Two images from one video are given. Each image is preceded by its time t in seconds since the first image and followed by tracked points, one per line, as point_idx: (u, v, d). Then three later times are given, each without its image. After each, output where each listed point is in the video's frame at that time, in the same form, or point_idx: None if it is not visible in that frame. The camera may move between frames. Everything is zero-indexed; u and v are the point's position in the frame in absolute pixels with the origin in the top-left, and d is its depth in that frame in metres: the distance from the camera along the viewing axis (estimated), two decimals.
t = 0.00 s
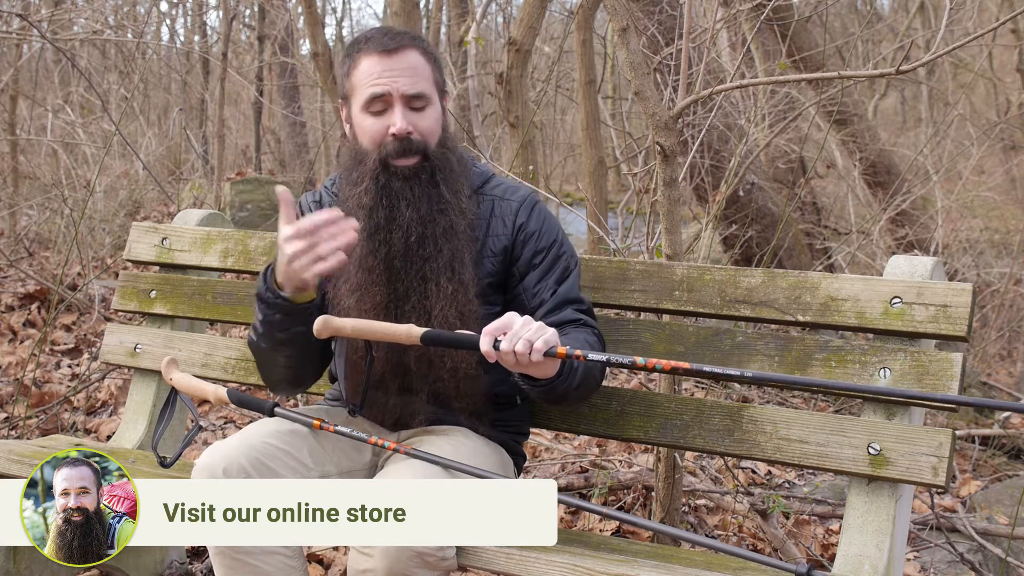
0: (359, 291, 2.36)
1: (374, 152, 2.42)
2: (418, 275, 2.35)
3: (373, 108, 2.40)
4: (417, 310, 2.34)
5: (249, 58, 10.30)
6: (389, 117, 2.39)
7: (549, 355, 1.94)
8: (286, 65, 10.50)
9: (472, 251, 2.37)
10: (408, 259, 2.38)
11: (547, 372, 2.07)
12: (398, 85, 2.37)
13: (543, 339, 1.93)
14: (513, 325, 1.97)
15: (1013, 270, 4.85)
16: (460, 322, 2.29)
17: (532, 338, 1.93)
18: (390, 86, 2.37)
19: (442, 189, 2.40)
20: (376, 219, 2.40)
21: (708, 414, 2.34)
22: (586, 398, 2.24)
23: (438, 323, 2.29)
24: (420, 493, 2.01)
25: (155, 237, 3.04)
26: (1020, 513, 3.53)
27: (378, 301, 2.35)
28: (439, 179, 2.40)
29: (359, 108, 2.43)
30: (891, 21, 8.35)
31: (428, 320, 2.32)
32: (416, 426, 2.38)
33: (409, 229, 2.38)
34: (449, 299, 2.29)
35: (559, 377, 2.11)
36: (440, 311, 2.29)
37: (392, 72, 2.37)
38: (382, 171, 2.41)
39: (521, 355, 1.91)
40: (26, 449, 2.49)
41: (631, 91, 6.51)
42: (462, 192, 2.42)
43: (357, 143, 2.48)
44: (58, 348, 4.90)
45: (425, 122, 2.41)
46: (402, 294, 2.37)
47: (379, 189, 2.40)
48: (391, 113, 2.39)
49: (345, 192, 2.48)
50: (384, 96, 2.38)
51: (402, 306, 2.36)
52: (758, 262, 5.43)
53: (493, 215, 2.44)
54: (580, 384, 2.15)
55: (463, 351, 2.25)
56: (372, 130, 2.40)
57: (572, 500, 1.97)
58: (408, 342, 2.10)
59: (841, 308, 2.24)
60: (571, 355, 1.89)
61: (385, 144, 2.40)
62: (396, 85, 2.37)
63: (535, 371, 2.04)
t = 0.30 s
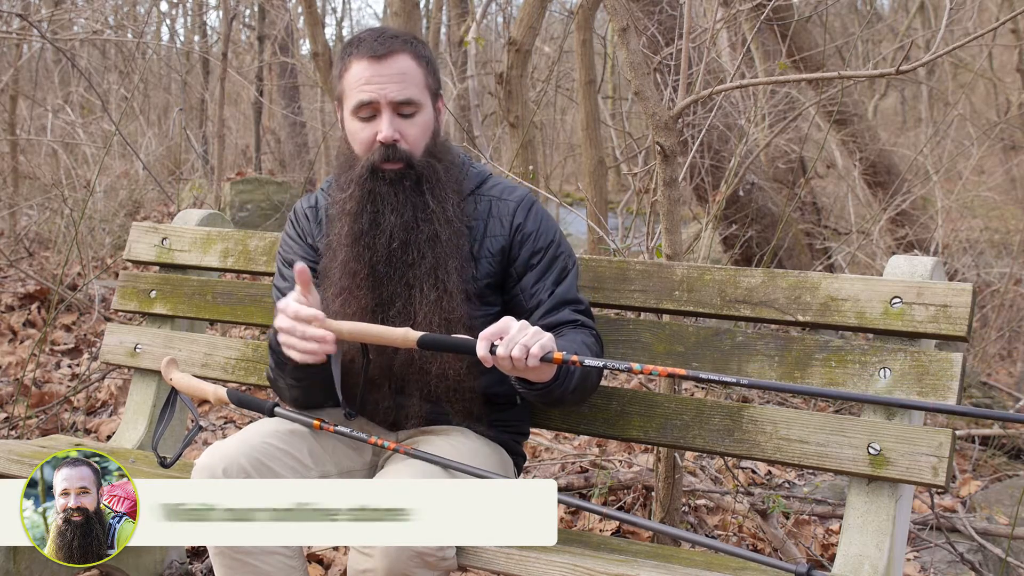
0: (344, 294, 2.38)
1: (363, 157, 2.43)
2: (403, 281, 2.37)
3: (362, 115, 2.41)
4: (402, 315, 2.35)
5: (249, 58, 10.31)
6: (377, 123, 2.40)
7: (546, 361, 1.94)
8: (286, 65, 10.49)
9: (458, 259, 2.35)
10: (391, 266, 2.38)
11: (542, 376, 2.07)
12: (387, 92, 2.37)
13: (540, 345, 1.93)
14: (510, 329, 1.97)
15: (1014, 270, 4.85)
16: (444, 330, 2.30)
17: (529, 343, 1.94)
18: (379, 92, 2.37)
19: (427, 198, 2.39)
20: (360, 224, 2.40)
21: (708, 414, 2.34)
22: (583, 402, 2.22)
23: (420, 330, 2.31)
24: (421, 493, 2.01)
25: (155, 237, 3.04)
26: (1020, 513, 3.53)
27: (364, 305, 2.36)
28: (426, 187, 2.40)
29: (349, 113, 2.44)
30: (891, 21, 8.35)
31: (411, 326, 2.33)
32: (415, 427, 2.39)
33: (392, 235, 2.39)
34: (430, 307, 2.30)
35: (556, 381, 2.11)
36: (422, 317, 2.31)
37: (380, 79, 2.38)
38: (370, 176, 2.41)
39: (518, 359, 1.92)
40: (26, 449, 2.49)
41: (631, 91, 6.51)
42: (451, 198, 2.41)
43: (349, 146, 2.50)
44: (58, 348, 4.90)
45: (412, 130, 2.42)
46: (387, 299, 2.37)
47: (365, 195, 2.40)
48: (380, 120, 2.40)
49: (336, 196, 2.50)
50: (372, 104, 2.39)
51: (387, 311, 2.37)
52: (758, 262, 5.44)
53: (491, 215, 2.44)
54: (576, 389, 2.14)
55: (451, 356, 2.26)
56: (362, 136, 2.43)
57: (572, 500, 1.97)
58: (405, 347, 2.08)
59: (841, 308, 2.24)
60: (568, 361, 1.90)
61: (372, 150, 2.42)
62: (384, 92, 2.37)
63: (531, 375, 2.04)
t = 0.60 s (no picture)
0: (356, 294, 2.35)
1: (373, 153, 2.42)
2: (416, 278, 2.35)
3: (370, 111, 2.42)
4: (413, 311, 2.33)
5: (249, 58, 10.31)
6: (387, 117, 2.41)
7: (544, 363, 1.94)
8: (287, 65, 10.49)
9: (469, 253, 2.36)
10: (405, 261, 2.37)
11: (541, 379, 2.07)
12: (395, 85, 2.39)
13: (538, 347, 1.93)
14: (508, 332, 1.97)
15: (1014, 270, 4.85)
16: (456, 326, 2.29)
17: (526, 346, 1.93)
18: (386, 86, 2.39)
19: (440, 190, 2.39)
20: (374, 221, 2.38)
21: (708, 414, 2.34)
22: (583, 401, 2.23)
23: (433, 326, 2.30)
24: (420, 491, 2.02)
25: (156, 237, 3.04)
26: (1020, 513, 3.53)
27: (376, 303, 2.34)
28: (438, 180, 2.40)
29: (355, 112, 2.44)
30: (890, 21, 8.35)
31: (424, 322, 2.32)
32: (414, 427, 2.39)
33: (407, 230, 2.37)
34: (444, 302, 2.29)
35: (555, 383, 2.10)
36: (436, 312, 2.30)
37: (387, 73, 2.39)
38: (382, 171, 2.40)
39: (516, 363, 1.92)
40: (26, 449, 2.49)
41: (631, 91, 6.51)
42: (460, 194, 2.42)
43: (355, 146, 2.49)
44: (58, 348, 4.91)
45: (421, 122, 2.43)
46: (399, 296, 2.36)
47: (379, 190, 2.39)
48: (389, 114, 2.40)
49: (344, 196, 2.48)
50: (380, 98, 2.39)
51: (399, 308, 2.35)
52: (758, 262, 5.44)
53: (491, 216, 2.44)
54: (575, 390, 2.14)
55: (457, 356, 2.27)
56: (371, 132, 2.42)
57: (572, 500, 1.97)
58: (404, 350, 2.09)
59: (841, 308, 2.24)
60: (566, 364, 1.90)
61: (383, 145, 2.41)
62: (392, 85, 2.39)
63: (530, 378, 2.04)
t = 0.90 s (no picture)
0: (359, 294, 2.35)
1: (370, 152, 2.42)
2: (416, 277, 2.34)
3: (368, 110, 2.43)
4: (416, 310, 2.33)
5: (249, 58, 10.31)
6: (385, 116, 2.41)
7: (546, 365, 1.93)
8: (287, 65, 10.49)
9: (469, 254, 2.36)
10: (405, 260, 2.36)
11: (542, 382, 2.06)
12: (392, 84, 2.40)
13: (539, 349, 1.93)
14: (509, 334, 1.97)
15: (1014, 270, 4.84)
16: (459, 326, 2.29)
17: (528, 348, 1.93)
18: (383, 85, 2.40)
19: (439, 189, 2.38)
20: (372, 220, 2.37)
21: (708, 414, 2.34)
22: (583, 402, 2.23)
23: (435, 326, 2.29)
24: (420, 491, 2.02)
25: (156, 237, 3.04)
26: (1020, 513, 3.53)
27: (378, 302, 2.33)
28: (436, 179, 2.39)
29: (354, 111, 2.46)
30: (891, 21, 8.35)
31: (427, 323, 2.31)
32: (414, 427, 2.39)
33: (407, 229, 2.36)
34: (447, 301, 2.29)
35: (558, 384, 2.10)
36: (438, 312, 2.29)
37: (385, 73, 2.40)
38: (379, 170, 2.39)
39: (517, 364, 1.92)
40: (26, 449, 2.49)
41: (631, 91, 6.51)
42: (459, 194, 2.41)
43: (353, 146, 2.50)
44: (58, 348, 4.91)
45: (418, 122, 2.43)
46: (400, 294, 2.35)
47: (376, 189, 2.38)
48: (386, 113, 2.41)
49: (342, 195, 2.48)
50: (378, 97, 2.41)
51: (401, 306, 2.34)
52: (758, 262, 5.44)
53: (492, 217, 2.44)
54: (576, 393, 2.15)
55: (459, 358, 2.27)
56: (369, 131, 2.43)
57: (573, 500, 1.97)
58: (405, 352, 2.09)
59: (841, 308, 2.24)
60: (567, 366, 1.89)
61: (380, 144, 2.41)
62: (390, 85, 2.40)
63: (532, 380, 2.04)
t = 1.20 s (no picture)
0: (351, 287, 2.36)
1: (361, 146, 2.42)
2: (404, 273, 2.33)
3: (360, 105, 2.43)
4: (405, 306, 2.33)
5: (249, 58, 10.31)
6: (375, 111, 2.41)
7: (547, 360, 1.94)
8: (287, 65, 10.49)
9: (456, 250, 2.36)
10: (393, 255, 2.33)
11: (542, 377, 2.06)
12: (383, 79, 2.40)
13: (540, 344, 1.93)
14: (509, 330, 1.97)
15: (1014, 270, 4.84)
16: (446, 322, 2.31)
17: (529, 343, 1.94)
18: (375, 80, 2.40)
19: (427, 185, 2.37)
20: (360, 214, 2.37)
21: (708, 414, 2.34)
22: (584, 400, 2.23)
23: (423, 322, 2.31)
24: (420, 491, 2.03)
25: (156, 237, 3.05)
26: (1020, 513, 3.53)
27: (370, 297, 2.34)
28: (424, 175, 2.38)
29: (347, 106, 2.46)
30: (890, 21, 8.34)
31: (414, 319, 2.32)
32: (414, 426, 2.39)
33: (392, 224, 2.34)
34: (433, 297, 2.30)
35: (558, 380, 2.10)
36: (424, 308, 2.30)
37: (377, 68, 2.41)
38: (367, 164, 2.38)
39: (518, 360, 1.91)
40: (26, 449, 2.49)
41: (631, 91, 6.51)
42: (449, 191, 2.40)
43: (347, 141, 2.50)
44: (58, 348, 4.91)
45: (410, 117, 2.42)
46: (390, 290, 2.34)
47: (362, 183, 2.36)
48: (376, 107, 2.41)
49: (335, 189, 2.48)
50: (369, 92, 2.41)
51: (391, 302, 2.34)
52: (758, 262, 5.44)
53: (492, 215, 2.43)
54: (576, 389, 2.15)
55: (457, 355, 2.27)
56: (360, 125, 2.43)
57: (572, 500, 1.97)
58: (403, 351, 2.09)
59: (841, 308, 2.24)
60: (568, 359, 1.90)
61: (370, 138, 2.41)
62: (380, 79, 2.40)
63: (532, 376, 2.04)
